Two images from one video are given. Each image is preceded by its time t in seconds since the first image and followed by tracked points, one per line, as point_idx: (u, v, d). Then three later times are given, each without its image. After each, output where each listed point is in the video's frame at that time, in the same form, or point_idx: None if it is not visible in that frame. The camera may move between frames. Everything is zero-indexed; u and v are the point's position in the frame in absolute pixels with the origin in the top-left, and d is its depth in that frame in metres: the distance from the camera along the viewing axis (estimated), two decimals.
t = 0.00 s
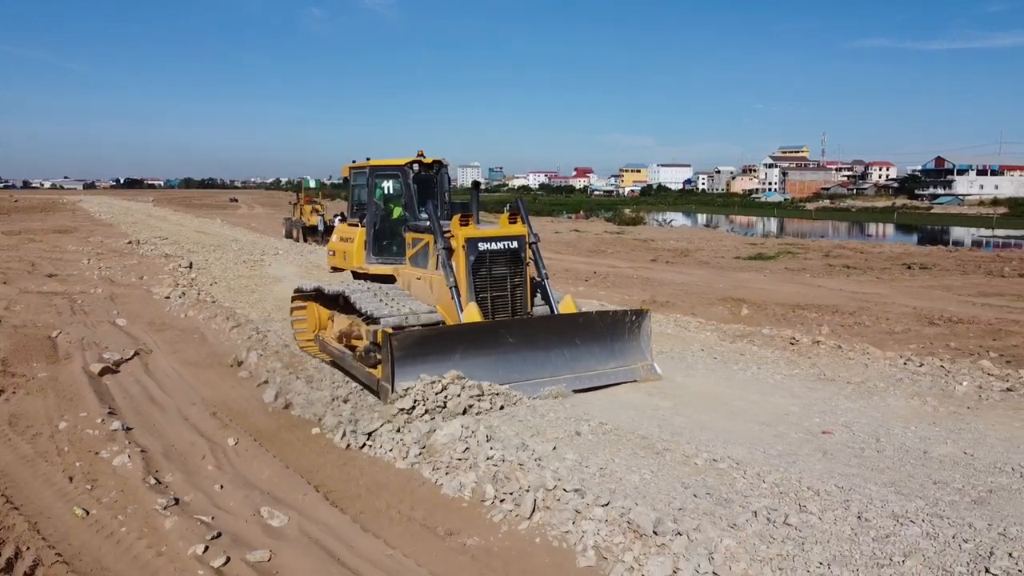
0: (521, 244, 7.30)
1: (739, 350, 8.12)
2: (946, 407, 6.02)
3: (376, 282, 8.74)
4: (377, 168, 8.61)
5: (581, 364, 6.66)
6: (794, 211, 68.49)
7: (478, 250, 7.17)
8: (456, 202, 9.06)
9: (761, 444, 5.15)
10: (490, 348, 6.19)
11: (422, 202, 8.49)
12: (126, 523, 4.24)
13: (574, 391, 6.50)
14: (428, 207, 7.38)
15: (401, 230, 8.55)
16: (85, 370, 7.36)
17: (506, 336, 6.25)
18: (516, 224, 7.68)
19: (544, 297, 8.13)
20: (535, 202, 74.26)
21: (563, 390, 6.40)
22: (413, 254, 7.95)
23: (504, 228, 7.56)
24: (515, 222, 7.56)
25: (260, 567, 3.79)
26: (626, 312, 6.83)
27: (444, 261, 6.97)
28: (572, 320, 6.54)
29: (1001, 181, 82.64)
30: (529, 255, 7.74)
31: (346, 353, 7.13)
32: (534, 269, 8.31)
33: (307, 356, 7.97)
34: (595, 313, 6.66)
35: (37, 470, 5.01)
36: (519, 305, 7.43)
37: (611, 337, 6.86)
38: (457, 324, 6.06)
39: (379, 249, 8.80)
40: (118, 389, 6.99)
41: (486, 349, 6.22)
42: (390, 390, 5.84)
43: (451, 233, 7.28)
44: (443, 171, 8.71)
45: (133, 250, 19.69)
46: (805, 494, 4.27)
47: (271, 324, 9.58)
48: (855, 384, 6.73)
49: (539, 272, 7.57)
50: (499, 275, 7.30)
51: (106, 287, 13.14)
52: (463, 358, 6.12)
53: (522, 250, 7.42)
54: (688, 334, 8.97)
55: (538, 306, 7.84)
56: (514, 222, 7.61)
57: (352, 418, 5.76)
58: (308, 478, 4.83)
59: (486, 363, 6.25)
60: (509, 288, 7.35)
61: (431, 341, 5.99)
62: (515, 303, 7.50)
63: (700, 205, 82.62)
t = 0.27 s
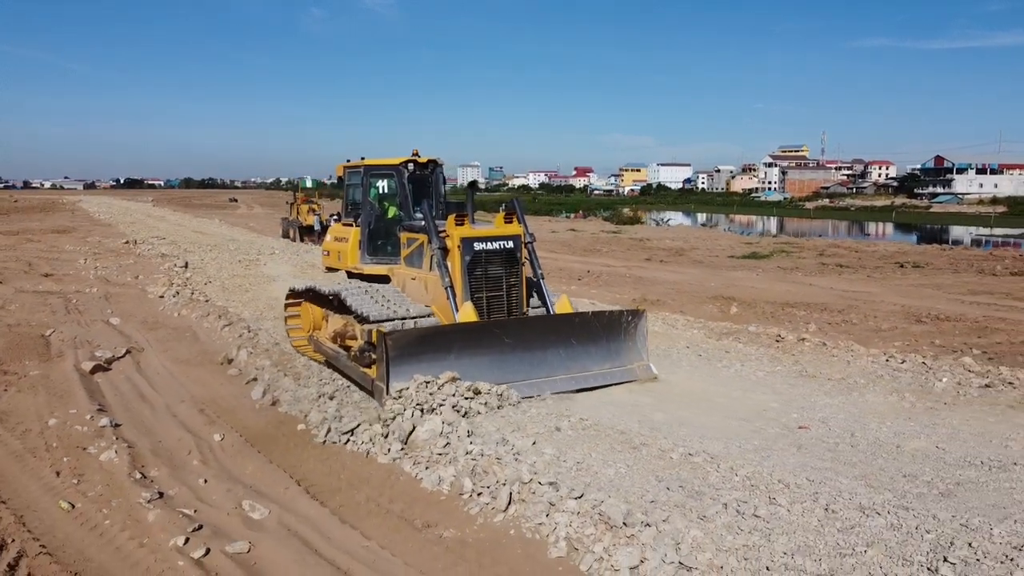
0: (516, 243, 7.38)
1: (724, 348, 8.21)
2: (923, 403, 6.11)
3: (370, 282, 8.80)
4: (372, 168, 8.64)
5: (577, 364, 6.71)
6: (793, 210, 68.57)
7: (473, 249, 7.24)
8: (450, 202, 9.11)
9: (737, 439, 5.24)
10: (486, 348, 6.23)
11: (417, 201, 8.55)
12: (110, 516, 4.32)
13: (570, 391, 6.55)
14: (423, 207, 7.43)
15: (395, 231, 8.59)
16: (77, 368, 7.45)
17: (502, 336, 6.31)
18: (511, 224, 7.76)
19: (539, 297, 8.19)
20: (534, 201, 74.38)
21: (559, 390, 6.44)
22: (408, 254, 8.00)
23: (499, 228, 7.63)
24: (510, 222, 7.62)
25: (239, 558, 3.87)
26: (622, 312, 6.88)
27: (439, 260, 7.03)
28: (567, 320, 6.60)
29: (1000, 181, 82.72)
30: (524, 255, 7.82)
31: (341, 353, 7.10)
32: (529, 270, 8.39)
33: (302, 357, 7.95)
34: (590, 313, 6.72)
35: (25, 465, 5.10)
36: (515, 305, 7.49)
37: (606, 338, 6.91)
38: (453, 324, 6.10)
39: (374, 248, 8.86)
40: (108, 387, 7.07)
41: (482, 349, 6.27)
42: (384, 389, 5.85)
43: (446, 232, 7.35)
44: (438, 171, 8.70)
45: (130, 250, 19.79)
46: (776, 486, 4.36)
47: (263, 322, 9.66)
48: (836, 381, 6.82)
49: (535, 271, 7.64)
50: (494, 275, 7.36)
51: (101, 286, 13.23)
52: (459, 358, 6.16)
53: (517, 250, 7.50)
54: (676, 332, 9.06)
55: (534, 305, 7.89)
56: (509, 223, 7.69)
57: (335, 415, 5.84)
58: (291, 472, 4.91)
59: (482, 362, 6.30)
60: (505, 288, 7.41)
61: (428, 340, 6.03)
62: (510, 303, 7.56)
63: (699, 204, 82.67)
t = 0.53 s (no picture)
0: (507, 241, 7.45)
1: (707, 344, 8.30)
2: (896, 398, 6.21)
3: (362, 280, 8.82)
4: (361, 167, 8.63)
5: (569, 361, 6.66)
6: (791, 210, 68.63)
7: (464, 247, 7.30)
8: (442, 200, 9.12)
9: (710, 432, 5.34)
10: (477, 345, 6.18)
11: (408, 200, 8.55)
12: (90, 507, 4.42)
13: (563, 388, 6.49)
14: (413, 204, 7.50)
15: (385, 229, 8.62)
16: (66, 365, 7.55)
17: (493, 333, 6.25)
18: (501, 222, 7.84)
19: (531, 295, 8.26)
20: (532, 201, 74.45)
21: (551, 387, 6.39)
22: (400, 252, 8.05)
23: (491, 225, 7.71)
24: (501, 219, 7.70)
25: (213, 547, 3.97)
26: (614, 309, 6.84)
27: (430, 258, 7.09)
28: (560, 317, 6.54)
29: (998, 180, 82.77)
30: (515, 253, 7.90)
31: (332, 353, 7.03)
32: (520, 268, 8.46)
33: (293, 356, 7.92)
34: (582, 309, 6.67)
35: (10, 458, 5.20)
36: (506, 302, 7.54)
37: (598, 334, 6.86)
38: (445, 322, 6.04)
39: (365, 247, 8.88)
40: (96, 383, 7.17)
41: (474, 347, 6.21)
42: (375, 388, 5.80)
43: (437, 229, 7.42)
44: (428, 169, 8.66)
45: (126, 250, 19.90)
46: (741, 477, 4.46)
47: (253, 320, 9.76)
48: (813, 376, 6.91)
49: (525, 269, 7.71)
50: (485, 272, 7.42)
51: (95, 285, 13.33)
52: (450, 356, 6.10)
53: (508, 248, 7.57)
54: (660, 329, 9.16)
55: (526, 303, 7.92)
56: (500, 221, 7.77)
57: (316, 410, 5.92)
58: (270, 465, 5.01)
59: (474, 360, 6.24)
60: (496, 285, 7.47)
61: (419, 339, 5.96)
62: (502, 300, 7.61)
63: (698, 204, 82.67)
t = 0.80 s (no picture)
0: (495, 240, 7.36)
1: (685, 341, 8.41)
2: (864, 393, 6.33)
3: (349, 280, 8.56)
4: (350, 165, 8.34)
5: (558, 360, 6.69)
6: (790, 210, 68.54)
7: (452, 247, 7.19)
8: (432, 200, 8.88)
9: (676, 427, 5.46)
10: (466, 345, 6.20)
11: (396, 200, 8.26)
12: (66, 498, 4.54)
13: (551, 388, 6.53)
14: (401, 204, 7.35)
15: (374, 229, 8.32)
16: (52, 362, 7.66)
17: (482, 333, 6.28)
18: (490, 222, 7.75)
19: (519, 294, 8.21)
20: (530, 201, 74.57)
21: (540, 387, 6.43)
22: (388, 252, 7.87)
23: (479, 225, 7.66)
24: (489, 219, 7.64)
25: (183, 536, 4.08)
26: (601, 309, 6.88)
27: (418, 258, 6.95)
28: (548, 317, 6.59)
29: (997, 179, 82.85)
30: (503, 253, 7.82)
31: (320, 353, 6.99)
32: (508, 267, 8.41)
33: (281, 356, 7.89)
34: (570, 309, 6.71)
35: None
36: (495, 302, 7.46)
37: (586, 334, 6.90)
38: (433, 322, 6.06)
39: (353, 247, 8.60)
40: (81, 380, 7.29)
41: (462, 346, 6.24)
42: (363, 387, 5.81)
43: (425, 229, 7.31)
44: (418, 168, 8.33)
45: (121, 249, 20.02)
46: (700, 469, 4.58)
47: (240, 318, 9.88)
48: (785, 372, 7.04)
49: (514, 268, 7.63)
50: (473, 272, 7.32)
51: (87, 284, 13.47)
52: (439, 356, 6.12)
53: (496, 247, 7.49)
54: (641, 326, 9.28)
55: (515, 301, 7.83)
56: (489, 221, 7.67)
57: (294, 406, 6.02)
58: (244, 459, 5.13)
59: (462, 360, 6.27)
60: (484, 285, 7.38)
61: (407, 339, 5.97)
62: (491, 300, 7.54)
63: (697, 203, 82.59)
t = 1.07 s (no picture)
0: (482, 242, 7.09)
1: (661, 339, 8.55)
2: (829, 389, 6.48)
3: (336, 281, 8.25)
4: (336, 163, 8.05)
5: (542, 363, 6.59)
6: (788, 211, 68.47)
7: (437, 248, 6.91)
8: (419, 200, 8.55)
9: (640, 421, 5.60)
10: (449, 347, 6.10)
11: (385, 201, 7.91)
12: (41, 489, 4.67)
13: (534, 391, 6.45)
14: (386, 204, 7.02)
15: (361, 229, 8.01)
16: (37, 359, 7.80)
17: (466, 336, 6.16)
18: (476, 223, 7.45)
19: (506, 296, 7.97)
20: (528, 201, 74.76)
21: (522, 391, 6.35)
22: (373, 253, 7.54)
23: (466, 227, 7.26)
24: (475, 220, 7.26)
25: (151, 525, 4.22)
26: (589, 312, 6.73)
27: (402, 260, 6.67)
28: (534, 320, 6.45)
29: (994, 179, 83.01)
30: (490, 254, 7.54)
31: (305, 352, 6.92)
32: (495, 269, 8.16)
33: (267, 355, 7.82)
34: (557, 313, 6.56)
35: None
36: (481, 305, 7.13)
37: (572, 337, 6.78)
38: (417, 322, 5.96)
39: (340, 247, 8.26)
40: (65, 376, 7.43)
41: (445, 348, 6.13)
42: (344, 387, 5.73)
43: (410, 231, 6.95)
44: (406, 168, 7.98)
45: (115, 249, 20.19)
46: (655, 461, 4.72)
47: (226, 317, 10.02)
48: (755, 368, 7.18)
49: (500, 270, 7.37)
50: (459, 275, 7.05)
51: (78, 283, 13.60)
52: (421, 357, 6.02)
53: (482, 249, 7.22)
54: (620, 324, 9.42)
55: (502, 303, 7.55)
56: (475, 221, 7.37)
57: (269, 401, 6.15)
58: (217, 452, 5.26)
59: (445, 361, 6.17)
60: (470, 288, 7.12)
61: (389, 340, 5.86)
62: (476, 303, 7.21)
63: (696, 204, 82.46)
